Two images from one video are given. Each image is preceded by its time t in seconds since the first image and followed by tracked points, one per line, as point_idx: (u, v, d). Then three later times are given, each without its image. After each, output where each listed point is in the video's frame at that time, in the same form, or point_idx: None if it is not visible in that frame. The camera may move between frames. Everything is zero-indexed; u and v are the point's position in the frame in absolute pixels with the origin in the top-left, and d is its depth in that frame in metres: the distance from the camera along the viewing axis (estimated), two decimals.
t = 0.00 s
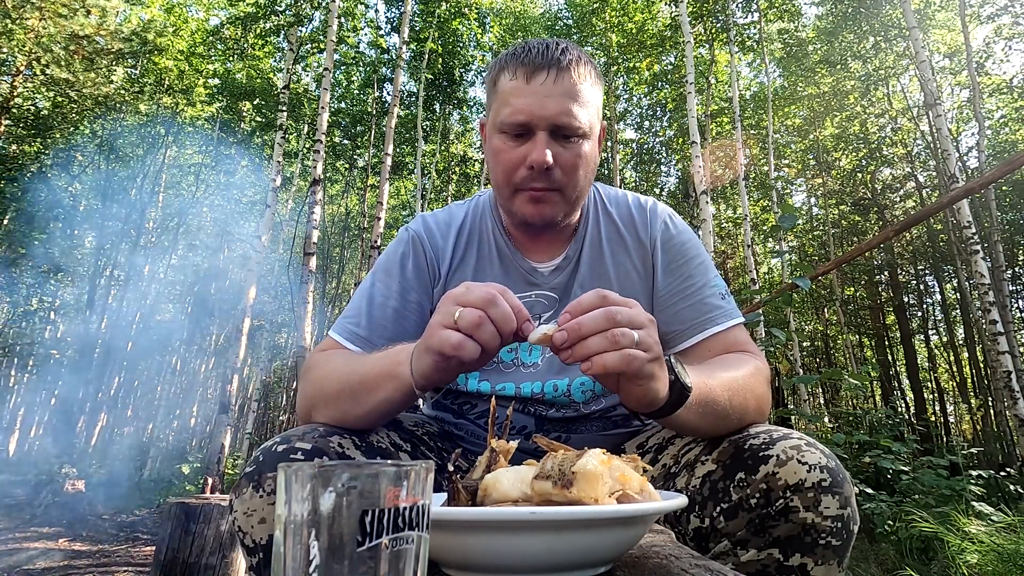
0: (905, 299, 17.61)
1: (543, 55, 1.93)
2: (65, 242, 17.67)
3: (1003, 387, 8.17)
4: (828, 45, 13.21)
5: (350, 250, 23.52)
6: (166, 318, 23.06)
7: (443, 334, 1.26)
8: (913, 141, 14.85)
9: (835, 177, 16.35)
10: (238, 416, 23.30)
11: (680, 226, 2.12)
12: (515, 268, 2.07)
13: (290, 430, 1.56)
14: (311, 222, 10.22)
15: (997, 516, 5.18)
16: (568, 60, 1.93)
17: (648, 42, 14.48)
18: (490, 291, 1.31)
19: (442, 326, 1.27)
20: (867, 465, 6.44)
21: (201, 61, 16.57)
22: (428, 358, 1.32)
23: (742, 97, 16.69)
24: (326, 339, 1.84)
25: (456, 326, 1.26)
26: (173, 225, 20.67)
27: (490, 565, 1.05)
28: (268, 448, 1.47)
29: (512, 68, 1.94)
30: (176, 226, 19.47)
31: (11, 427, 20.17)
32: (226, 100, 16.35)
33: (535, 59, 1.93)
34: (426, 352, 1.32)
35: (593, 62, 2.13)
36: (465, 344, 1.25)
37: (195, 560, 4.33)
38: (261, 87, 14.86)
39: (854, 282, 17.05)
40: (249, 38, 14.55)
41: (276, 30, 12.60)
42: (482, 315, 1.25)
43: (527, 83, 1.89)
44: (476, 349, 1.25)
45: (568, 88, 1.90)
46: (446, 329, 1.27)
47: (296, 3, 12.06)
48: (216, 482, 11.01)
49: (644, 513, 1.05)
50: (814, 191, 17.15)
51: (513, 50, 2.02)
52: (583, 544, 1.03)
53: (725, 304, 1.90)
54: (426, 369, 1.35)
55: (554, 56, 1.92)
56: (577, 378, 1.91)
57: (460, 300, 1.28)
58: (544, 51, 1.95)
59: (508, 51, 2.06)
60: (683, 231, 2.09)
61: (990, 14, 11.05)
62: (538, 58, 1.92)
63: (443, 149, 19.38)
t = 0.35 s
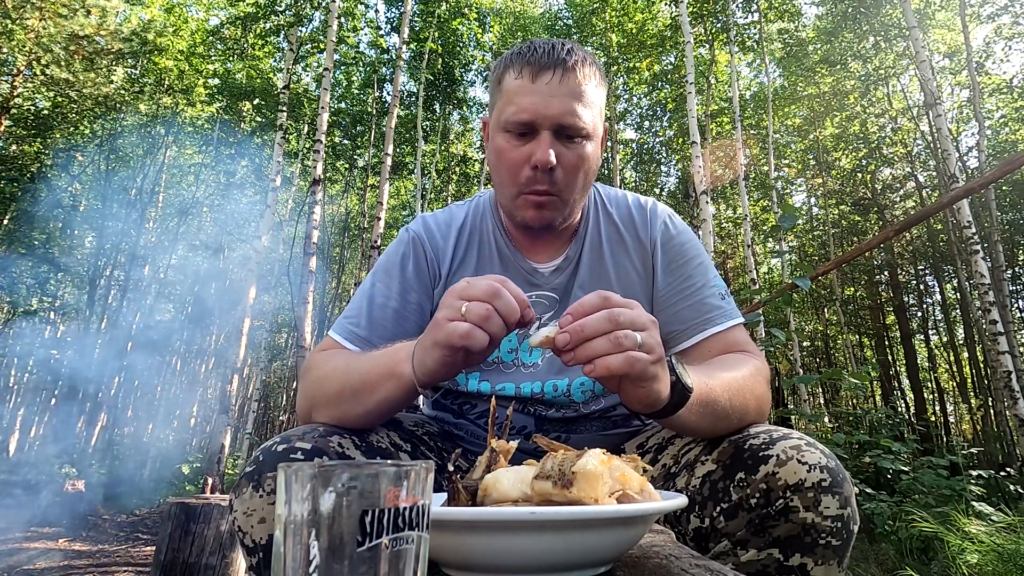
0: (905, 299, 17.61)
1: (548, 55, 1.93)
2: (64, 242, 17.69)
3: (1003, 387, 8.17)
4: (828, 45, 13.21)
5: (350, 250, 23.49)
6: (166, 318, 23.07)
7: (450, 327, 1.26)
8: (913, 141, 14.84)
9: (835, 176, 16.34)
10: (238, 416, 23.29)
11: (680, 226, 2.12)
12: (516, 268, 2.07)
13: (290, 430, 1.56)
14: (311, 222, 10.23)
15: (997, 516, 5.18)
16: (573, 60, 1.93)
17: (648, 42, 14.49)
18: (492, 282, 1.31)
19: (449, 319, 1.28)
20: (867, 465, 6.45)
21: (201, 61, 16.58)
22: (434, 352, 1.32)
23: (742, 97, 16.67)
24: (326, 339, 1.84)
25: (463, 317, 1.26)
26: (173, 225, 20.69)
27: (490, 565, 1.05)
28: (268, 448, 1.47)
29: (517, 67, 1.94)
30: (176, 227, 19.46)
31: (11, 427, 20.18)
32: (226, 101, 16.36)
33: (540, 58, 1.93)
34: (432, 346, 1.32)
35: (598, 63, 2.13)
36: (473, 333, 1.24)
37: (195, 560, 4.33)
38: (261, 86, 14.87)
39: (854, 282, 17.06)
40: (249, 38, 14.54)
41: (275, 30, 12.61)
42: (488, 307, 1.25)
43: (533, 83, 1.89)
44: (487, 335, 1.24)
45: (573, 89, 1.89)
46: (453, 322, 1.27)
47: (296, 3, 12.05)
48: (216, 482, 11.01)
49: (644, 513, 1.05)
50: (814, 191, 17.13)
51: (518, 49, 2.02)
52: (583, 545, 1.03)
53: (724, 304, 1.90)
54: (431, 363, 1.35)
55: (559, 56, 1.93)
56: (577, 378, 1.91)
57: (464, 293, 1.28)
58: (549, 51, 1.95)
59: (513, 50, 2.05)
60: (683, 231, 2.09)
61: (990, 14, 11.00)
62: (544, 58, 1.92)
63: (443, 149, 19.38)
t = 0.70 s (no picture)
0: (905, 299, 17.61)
1: (550, 55, 1.93)
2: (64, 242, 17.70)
3: (1003, 387, 8.16)
4: (828, 46, 13.23)
5: (350, 251, 23.49)
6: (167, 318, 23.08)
7: (433, 347, 1.26)
8: (913, 141, 14.82)
9: (835, 176, 16.34)
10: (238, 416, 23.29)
11: (680, 226, 2.12)
12: (515, 267, 2.07)
13: (290, 430, 1.56)
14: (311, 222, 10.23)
15: (998, 516, 5.17)
16: (575, 60, 1.93)
17: (648, 42, 14.49)
18: (471, 291, 1.29)
19: (433, 338, 1.27)
20: (867, 465, 6.45)
21: (201, 61, 16.60)
22: (422, 369, 1.33)
23: (742, 97, 16.66)
24: (326, 339, 1.83)
25: (445, 337, 1.26)
26: (173, 225, 20.70)
27: (490, 565, 1.05)
28: (269, 448, 1.47)
29: (519, 66, 1.94)
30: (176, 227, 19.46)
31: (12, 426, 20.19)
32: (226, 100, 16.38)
33: (542, 58, 1.92)
34: (419, 360, 1.32)
35: (599, 64, 2.12)
36: (456, 354, 1.24)
37: (195, 560, 4.33)
38: (261, 86, 14.90)
39: (853, 282, 17.07)
40: (249, 38, 14.55)
41: (276, 30, 12.62)
42: (470, 320, 1.24)
43: (534, 83, 1.89)
44: (469, 354, 1.24)
45: (574, 90, 1.90)
46: (435, 341, 1.27)
47: (296, 3, 12.06)
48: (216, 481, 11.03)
49: (644, 514, 1.04)
50: (814, 191, 17.12)
51: (520, 49, 2.02)
52: (583, 545, 1.03)
53: (725, 304, 1.90)
54: (422, 377, 1.35)
55: (561, 56, 1.93)
56: (577, 377, 1.91)
57: (445, 307, 1.27)
58: (551, 52, 1.95)
59: (515, 50, 2.05)
60: (683, 231, 2.09)
61: (990, 14, 10.98)
62: (546, 58, 1.92)
63: (443, 149, 19.37)
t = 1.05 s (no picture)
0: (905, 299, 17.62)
1: (548, 55, 1.93)
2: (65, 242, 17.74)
3: (1003, 387, 8.16)
4: (828, 45, 13.28)
5: (350, 251, 23.49)
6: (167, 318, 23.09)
7: (450, 370, 1.24)
8: (913, 141, 14.81)
9: (835, 176, 16.34)
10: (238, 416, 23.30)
11: (680, 225, 2.11)
12: (516, 266, 2.07)
13: (290, 430, 1.56)
14: (311, 222, 10.23)
15: (997, 516, 5.18)
16: (573, 60, 1.93)
17: (648, 42, 14.51)
18: (479, 307, 1.26)
19: (446, 358, 1.25)
20: (867, 465, 6.45)
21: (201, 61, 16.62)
22: (435, 383, 1.30)
23: (742, 97, 16.66)
24: (326, 339, 1.83)
25: (460, 357, 1.24)
26: (173, 225, 20.70)
27: (491, 565, 1.05)
28: (269, 448, 1.48)
29: (517, 66, 1.94)
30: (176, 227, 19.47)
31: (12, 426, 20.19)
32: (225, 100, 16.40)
33: (540, 58, 1.93)
34: (429, 375, 1.29)
35: (598, 63, 2.12)
36: (476, 375, 1.22)
37: (195, 560, 4.33)
38: (262, 87, 14.94)
39: (853, 281, 17.05)
40: (249, 38, 14.57)
41: (275, 30, 12.63)
42: (485, 340, 1.22)
43: (532, 83, 1.89)
44: (488, 372, 1.22)
45: (572, 89, 1.90)
46: (450, 362, 1.24)
47: (296, 3, 12.08)
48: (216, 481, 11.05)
49: (644, 513, 1.05)
50: (814, 191, 17.13)
51: (519, 48, 2.02)
52: (584, 544, 1.03)
53: (726, 303, 1.90)
54: (432, 389, 1.34)
55: (560, 55, 1.93)
56: (577, 376, 1.92)
57: (455, 326, 1.24)
58: (549, 51, 1.94)
59: (513, 50, 2.05)
60: (683, 231, 2.09)
61: (989, 13, 10.97)
62: (544, 57, 1.92)
63: (443, 149, 19.34)
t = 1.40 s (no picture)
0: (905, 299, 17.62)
1: (547, 55, 1.93)
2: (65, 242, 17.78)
3: (1003, 387, 8.16)
4: (828, 45, 13.33)
5: (351, 251, 23.48)
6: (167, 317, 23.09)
7: (461, 362, 1.23)
8: (913, 141, 14.80)
9: (835, 176, 16.34)
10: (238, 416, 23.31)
11: (681, 225, 2.11)
12: (516, 265, 2.08)
13: (290, 430, 1.56)
14: (312, 221, 10.23)
15: (997, 516, 5.17)
16: (573, 59, 1.93)
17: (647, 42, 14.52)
18: (489, 302, 1.26)
19: (457, 351, 1.24)
20: (867, 465, 6.45)
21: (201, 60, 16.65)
22: (444, 379, 1.31)
23: (742, 97, 16.67)
24: (325, 338, 1.83)
25: (471, 349, 1.23)
26: (173, 225, 20.71)
27: (491, 565, 1.05)
28: (269, 448, 1.48)
29: (516, 66, 1.95)
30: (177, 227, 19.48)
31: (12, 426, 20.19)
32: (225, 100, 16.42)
33: (539, 59, 1.93)
34: (438, 369, 1.29)
35: (597, 63, 2.12)
36: (486, 367, 1.22)
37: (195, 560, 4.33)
38: (261, 87, 14.97)
39: (853, 281, 17.04)
40: (249, 39, 14.62)
41: (275, 30, 12.63)
42: (496, 335, 1.22)
43: (532, 83, 1.89)
44: (498, 364, 1.21)
45: (573, 89, 1.90)
46: (460, 355, 1.24)
47: (296, 3, 12.10)
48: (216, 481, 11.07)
49: (643, 513, 1.05)
50: (814, 191, 17.14)
51: (517, 49, 2.02)
52: (584, 544, 1.03)
53: (726, 303, 1.90)
54: (439, 386, 1.33)
55: (560, 55, 1.93)
56: (578, 376, 1.92)
57: (465, 321, 1.24)
58: (549, 50, 1.95)
59: (513, 50, 2.05)
60: (683, 231, 2.09)
61: (990, 14, 10.96)
62: (544, 57, 1.92)
63: (443, 149, 19.31)
